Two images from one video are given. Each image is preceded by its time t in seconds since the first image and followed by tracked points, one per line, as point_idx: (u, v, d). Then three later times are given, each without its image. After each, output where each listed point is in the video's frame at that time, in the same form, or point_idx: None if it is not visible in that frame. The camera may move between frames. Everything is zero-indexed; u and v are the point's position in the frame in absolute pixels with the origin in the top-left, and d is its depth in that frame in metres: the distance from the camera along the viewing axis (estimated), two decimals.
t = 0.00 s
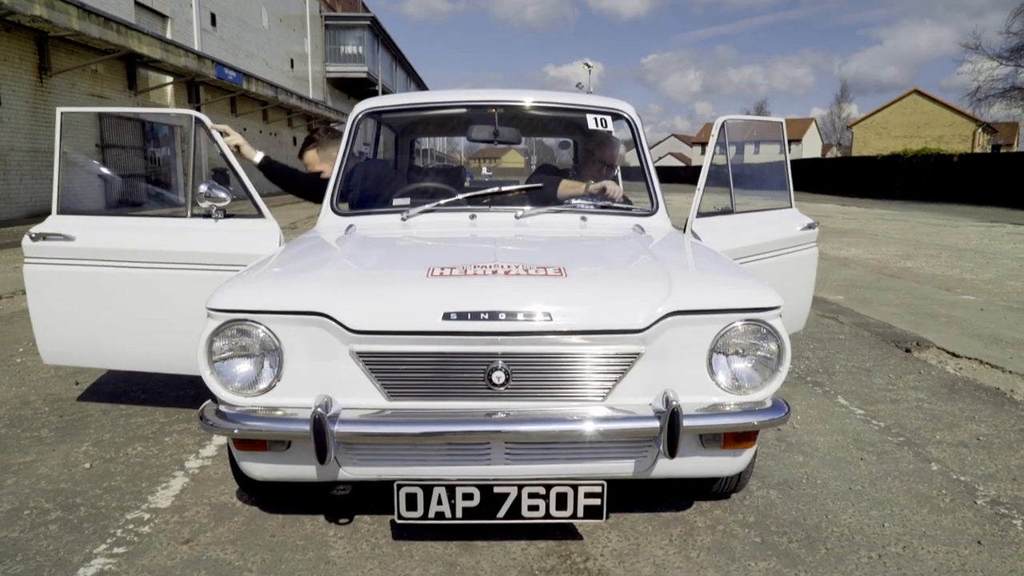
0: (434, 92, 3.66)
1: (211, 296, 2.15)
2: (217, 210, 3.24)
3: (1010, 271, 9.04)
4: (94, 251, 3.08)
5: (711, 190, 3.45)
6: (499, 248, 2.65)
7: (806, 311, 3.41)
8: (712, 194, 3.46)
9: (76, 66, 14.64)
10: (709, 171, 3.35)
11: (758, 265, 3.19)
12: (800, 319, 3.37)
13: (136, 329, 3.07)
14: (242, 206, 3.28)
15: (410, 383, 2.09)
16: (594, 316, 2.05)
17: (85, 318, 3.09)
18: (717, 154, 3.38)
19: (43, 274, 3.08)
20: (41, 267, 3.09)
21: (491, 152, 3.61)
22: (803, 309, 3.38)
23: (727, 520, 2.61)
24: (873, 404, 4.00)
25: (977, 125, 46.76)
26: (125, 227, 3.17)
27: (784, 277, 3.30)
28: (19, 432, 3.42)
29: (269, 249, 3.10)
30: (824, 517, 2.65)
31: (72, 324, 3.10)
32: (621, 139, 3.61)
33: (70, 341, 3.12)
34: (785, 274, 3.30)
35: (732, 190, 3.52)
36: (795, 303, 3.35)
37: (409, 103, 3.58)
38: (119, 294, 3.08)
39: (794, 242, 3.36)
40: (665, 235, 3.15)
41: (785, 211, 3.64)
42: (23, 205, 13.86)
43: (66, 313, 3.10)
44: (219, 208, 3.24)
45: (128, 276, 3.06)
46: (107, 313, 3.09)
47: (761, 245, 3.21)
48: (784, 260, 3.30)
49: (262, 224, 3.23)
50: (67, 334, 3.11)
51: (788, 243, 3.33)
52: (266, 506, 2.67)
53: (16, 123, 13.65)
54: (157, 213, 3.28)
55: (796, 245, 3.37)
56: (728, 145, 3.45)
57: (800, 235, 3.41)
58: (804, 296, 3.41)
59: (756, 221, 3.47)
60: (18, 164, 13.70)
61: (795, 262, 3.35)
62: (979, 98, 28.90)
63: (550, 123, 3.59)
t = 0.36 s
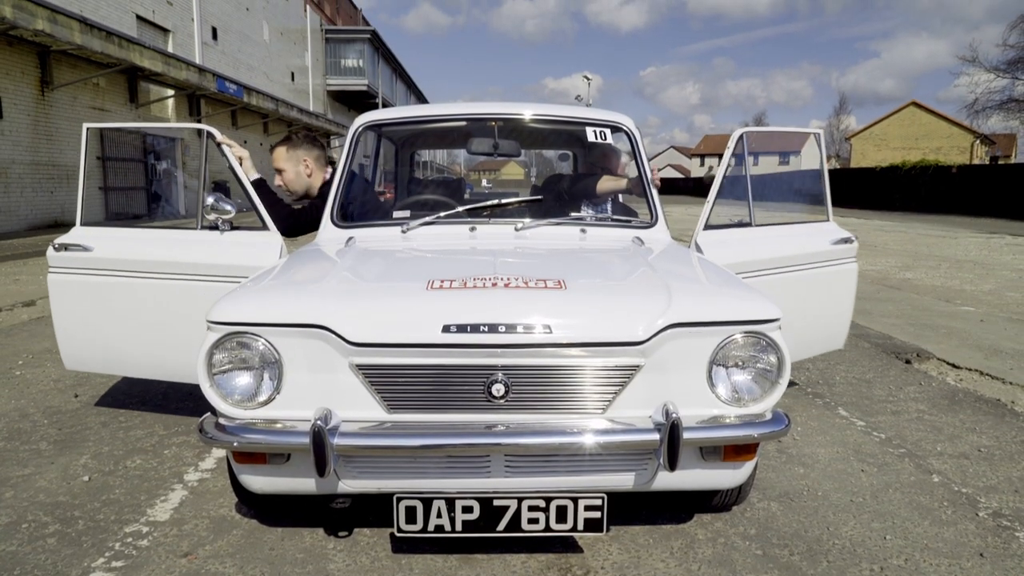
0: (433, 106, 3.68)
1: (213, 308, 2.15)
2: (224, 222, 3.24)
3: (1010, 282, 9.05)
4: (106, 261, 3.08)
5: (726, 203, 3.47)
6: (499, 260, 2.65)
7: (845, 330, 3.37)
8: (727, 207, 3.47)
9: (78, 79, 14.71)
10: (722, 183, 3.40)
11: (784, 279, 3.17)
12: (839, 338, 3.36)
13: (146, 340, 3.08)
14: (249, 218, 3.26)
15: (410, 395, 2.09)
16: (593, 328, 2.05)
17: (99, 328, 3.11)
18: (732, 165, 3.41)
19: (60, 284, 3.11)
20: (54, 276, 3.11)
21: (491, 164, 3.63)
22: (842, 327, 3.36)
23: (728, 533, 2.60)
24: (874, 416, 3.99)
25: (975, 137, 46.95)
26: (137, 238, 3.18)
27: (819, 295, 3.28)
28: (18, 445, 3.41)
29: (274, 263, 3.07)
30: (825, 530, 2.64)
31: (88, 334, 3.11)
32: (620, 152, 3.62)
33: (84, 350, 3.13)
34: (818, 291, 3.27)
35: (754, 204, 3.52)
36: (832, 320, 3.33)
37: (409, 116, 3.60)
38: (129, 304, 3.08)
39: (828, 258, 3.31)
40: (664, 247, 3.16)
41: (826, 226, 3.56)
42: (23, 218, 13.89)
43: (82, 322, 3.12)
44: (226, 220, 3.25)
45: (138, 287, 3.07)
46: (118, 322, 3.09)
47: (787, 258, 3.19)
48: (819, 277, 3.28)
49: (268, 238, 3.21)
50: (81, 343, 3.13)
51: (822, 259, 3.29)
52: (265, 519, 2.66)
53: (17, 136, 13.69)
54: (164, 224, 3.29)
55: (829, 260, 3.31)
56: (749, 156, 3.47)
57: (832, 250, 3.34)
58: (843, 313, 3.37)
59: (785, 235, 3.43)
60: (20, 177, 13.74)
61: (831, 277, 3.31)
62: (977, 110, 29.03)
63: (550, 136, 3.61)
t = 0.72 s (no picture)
0: (434, 113, 3.69)
1: (212, 315, 2.15)
2: (219, 229, 3.25)
3: (1009, 288, 9.06)
4: (100, 268, 3.09)
5: (747, 211, 3.41)
6: (498, 266, 2.65)
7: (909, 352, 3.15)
8: (749, 214, 3.41)
9: (79, 88, 14.75)
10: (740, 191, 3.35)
11: (817, 290, 3.04)
12: (902, 359, 3.15)
13: (139, 347, 3.08)
14: (245, 226, 3.28)
15: (409, 401, 2.09)
16: (594, 333, 2.05)
17: (88, 335, 3.11)
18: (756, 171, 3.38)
19: (52, 291, 3.10)
20: (41, 284, 3.11)
21: (491, 172, 3.62)
22: (903, 348, 3.14)
23: (728, 540, 2.59)
24: (874, 423, 3.98)
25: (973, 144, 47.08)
26: (130, 245, 3.18)
27: (869, 311, 3.10)
28: (17, 453, 3.40)
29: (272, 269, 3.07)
30: (826, 538, 2.64)
31: (77, 342, 3.11)
32: (620, 158, 3.63)
33: (75, 359, 3.13)
34: (866, 307, 3.10)
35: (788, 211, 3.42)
36: (891, 340, 3.13)
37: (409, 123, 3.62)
38: (122, 310, 3.08)
39: (876, 270, 3.11)
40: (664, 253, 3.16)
41: (884, 236, 3.33)
42: (24, 225, 13.91)
43: (73, 329, 3.11)
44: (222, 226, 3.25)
45: (131, 294, 3.07)
46: (109, 330, 3.09)
47: (821, 267, 3.05)
48: (868, 292, 3.09)
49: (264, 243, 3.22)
50: (73, 350, 3.12)
51: (867, 271, 3.09)
52: (265, 526, 2.66)
53: (18, 143, 13.72)
54: (159, 231, 3.30)
55: (880, 272, 3.12)
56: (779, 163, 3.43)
57: (882, 263, 3.13)
58: (907, 334, 3.14)
59: (831, 244, 3.25)
60: (20, 184, 13.76)
61: (884, 292, 3.11)
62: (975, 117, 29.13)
63: (550, 143, 3.64)
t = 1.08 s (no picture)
0: (434, 115, 3.69)
1: (213, 313, 2.16)
2: (222, 230, 3.25)
3: (1009, 292, 9.06)
4: (99, 270, 3.09)
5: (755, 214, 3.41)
6: (498, 267, 2.66)
7: (926, 360, 3.13)
8: (756, 217, 3.41)
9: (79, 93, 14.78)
10: (746, 194, 3.36)
11: (823, 292, 3.05)
12: (920, 366, 3.13)
13: (138, 348, 3.08)
14: (246, 228, 3.28)
15: (410, 401, 2.09)
16: (593, 332, 2.06)
17: (91, 337, 3.11)
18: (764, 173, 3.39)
19: (51, 293, 3.11)
20: (44, 286, 3.11)
21: (491, 175, 3.64)
22: (919, 356, 3.12)
23: (728, 543, 2.60)
24: (875, 427, 3.98)
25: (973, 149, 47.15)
26: (130, 246, 3.20)
27: (881, 314, 3.08)
28: (17, 458, 3.40)
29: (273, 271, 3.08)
30: (827, 542, 2.63)
31: (80, 343, 3.11)
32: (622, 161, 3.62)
33: (74, 360, 3.14)
34: (876, 310, 3.08)
35: (800, 215, 3.42)
36: (906, 346, 3.10)
37: (408, 125, 3.62)
38: (121, 311, 3.08)
39: (887, 274, 3.09)
40: (664, 255, 3.17)
41: (902, 239, 3.29)
42: (24, 230, 13.93)
43: (72, 331, 3.12)
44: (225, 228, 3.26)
45: (134, 295, 3.07)
46: (112, 332, 3.10)
47: (827, 270, 3.04)
48: (878, 295, 3.07)
49: (264, 244, 3.23)
50: (72, 352, 3.13)
51: (876, 275, 3.07)
52: (265, 529, 2.66)
53: (19, 148, 13.75)
54: (159, 233, 3.31)
55: (893, 276, 3.10)
56: (788, 166, 3.45)
57: (895, 267, 3.10)
58: (924, 340, 3.11)
59: (839, 247, 3.24)
60: (21, 189, 13.79)
61: (896, 296, 3.09)
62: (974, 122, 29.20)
63: (549, 145, 3.65)
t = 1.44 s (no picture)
0: (434, 115, 3.69)
1: (213, 313, 2.16)
2: (222, 231, 3.26)
3: (1009, 292, 9.06)
4: (97, 270, 3.09)
5: (753, 212, 3.39)
6: (498, 267, 2.66)
7: (909, 355, 3.15)
8: (756, 217, 3.39)
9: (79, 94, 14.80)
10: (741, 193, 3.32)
11: (814, 291, 3.05)
12: (905, 361, 3.15)
13: (137, 348, 3.08)
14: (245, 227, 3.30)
15: (410, 400, 2.09)
16: (594, 332, 2.06)
17: (91, 337, 3.11)
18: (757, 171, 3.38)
19: (50, 293, 3.11)
20: (44, 286, 3.11)
21: (491, 176, 3.64)
22: (906, 347, 3.13)
23: (729, 544, 2.60)
24: (875, 427, 3.99)
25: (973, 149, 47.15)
26: (129, 247, 3.20)
27: (869, 311, 3.10)
28: (17, 458, 3.40)
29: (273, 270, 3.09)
30: (827, 542, 2.64)
31: (80, 344, 3.11)
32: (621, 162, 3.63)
33: (74, 361, 3.14)
34: (864, 308, 3.08)
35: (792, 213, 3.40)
36: (897, 342, 3.12)
37: (408, 125, 3.61)
38: (119, 312, 3.09)
39: (883, 272, 3.11)
40: (664, 254, 3.17)
41: (889, 237, 3.31)
42: (24, 230, 13.93)
43: (71, 331, 3.12)
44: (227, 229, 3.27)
45: (135, 295, 3.07)
46: (112, 333, 3.10)
47: (827, 269, 3.05)
48: (874, 293, 3.09)
49: (264, 244, 3.25)
50: (70, 352, 3.13)
51: (872, 272, 3.09)
52: (266, 529, 2.67)
53: (19, 149, 13.76)
54: (158, 234, 3.30)
55: (888, 274, 3.12)
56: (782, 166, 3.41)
57: (880, 264, 3.10)
58: (908, 336, 3.14)
59: (836, 245, 3.26)
60: (20, 189, 13.79)
61: (891, 294, 3.11)
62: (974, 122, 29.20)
63: (549, 145, 3.65)
